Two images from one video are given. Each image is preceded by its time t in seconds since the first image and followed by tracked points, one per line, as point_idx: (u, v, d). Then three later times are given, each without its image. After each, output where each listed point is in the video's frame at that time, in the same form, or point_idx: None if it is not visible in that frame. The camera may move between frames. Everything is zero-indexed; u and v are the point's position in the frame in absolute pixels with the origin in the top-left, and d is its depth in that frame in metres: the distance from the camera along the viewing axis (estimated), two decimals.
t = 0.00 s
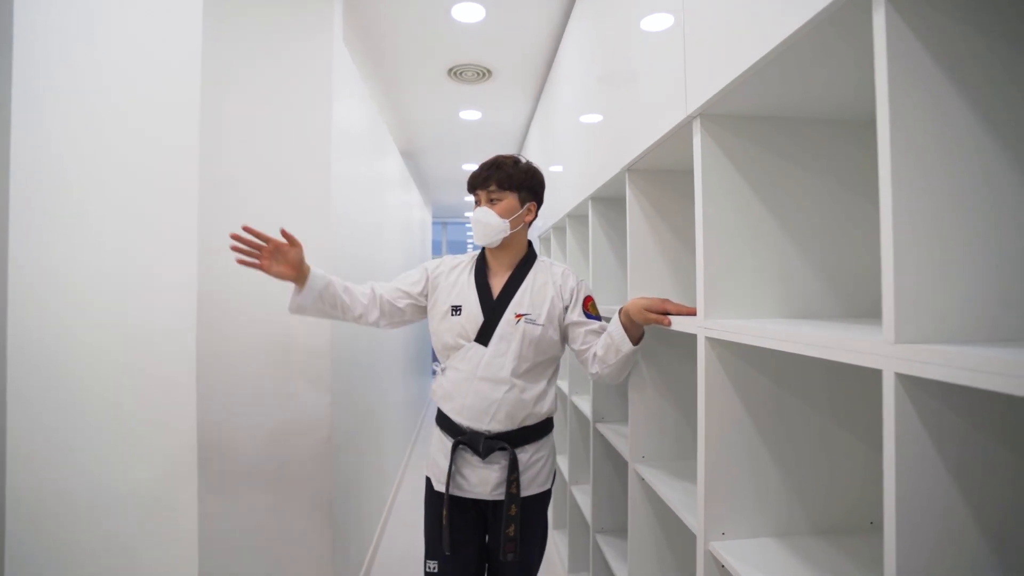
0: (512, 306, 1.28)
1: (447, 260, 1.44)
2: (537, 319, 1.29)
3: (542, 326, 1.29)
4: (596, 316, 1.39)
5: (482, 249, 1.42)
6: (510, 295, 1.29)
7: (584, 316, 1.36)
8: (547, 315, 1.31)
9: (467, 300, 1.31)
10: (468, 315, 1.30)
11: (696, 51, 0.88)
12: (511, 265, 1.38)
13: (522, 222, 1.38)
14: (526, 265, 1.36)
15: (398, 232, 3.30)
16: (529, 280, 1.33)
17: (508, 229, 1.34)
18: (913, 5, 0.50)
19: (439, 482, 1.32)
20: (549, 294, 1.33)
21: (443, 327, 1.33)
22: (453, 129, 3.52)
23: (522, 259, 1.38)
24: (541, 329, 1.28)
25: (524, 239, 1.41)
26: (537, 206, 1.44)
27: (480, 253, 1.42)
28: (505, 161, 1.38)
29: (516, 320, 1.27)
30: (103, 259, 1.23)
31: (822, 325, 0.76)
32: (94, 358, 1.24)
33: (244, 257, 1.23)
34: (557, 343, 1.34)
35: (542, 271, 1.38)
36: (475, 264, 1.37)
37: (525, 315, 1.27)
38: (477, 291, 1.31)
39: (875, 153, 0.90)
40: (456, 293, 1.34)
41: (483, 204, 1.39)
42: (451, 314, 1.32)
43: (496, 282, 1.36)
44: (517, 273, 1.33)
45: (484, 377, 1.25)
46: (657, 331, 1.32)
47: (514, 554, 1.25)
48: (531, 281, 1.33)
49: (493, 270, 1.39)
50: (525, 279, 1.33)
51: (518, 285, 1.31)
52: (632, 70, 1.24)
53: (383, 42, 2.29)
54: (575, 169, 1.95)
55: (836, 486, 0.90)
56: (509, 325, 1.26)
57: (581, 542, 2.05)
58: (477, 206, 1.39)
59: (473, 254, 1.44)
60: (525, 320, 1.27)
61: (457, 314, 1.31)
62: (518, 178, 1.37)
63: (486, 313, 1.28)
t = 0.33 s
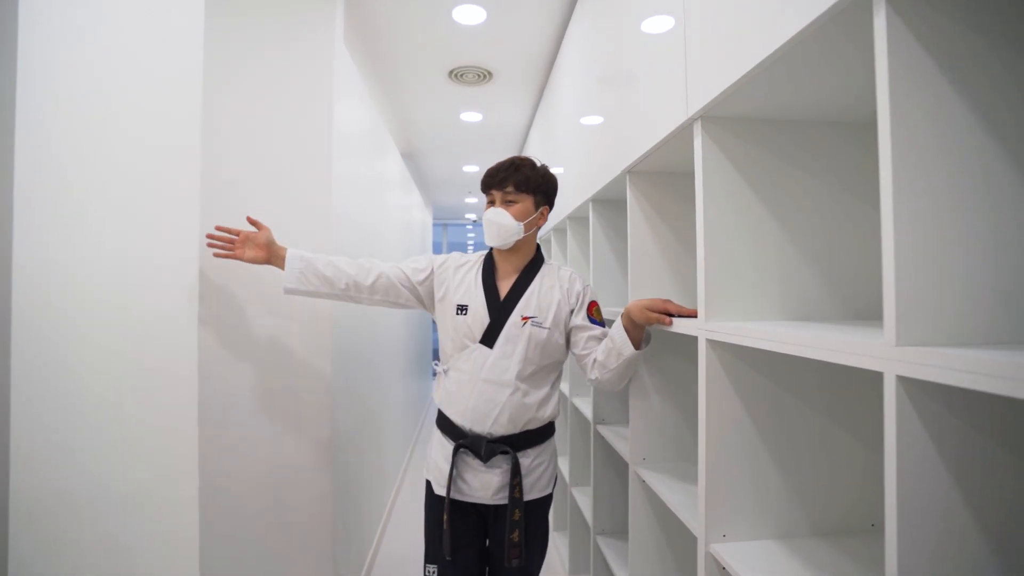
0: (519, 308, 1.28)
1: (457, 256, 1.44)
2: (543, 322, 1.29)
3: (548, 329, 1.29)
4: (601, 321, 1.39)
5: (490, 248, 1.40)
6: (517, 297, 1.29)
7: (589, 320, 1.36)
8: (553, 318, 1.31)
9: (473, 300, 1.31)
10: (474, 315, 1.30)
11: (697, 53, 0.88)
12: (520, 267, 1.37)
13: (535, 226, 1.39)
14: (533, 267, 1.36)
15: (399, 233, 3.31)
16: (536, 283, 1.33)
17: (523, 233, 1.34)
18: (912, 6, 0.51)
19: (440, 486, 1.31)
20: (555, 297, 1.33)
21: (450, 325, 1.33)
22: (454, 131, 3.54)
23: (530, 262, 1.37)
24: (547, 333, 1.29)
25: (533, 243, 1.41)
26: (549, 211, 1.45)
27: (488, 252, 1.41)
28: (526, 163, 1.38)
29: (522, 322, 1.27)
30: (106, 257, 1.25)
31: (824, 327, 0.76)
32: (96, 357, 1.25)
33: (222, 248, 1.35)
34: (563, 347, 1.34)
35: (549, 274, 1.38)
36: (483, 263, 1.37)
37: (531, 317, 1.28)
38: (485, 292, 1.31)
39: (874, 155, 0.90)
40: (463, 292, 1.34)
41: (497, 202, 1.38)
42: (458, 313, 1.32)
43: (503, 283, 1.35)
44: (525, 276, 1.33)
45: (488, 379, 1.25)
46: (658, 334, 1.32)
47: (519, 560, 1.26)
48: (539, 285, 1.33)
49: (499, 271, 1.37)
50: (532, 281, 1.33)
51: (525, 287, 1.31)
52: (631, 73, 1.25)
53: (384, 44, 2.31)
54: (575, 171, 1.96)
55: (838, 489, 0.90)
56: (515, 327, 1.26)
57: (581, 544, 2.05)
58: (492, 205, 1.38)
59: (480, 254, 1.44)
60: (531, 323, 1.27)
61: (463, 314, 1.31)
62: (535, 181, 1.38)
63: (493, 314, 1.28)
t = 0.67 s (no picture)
0: (522, 309, 1.28)
1: (460, 256, 1.44)
2: (547, 323, 1.29)
3: (552, 330, 1.29)
4: (604, 322, 1.39)
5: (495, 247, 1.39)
6: (521, 297, 1.29)
7: (592, 321, 1.36)
8: (557, 319, 1.31)
9: (476, 300, 1.31)
10: (478, 316, 1.30)
11: (699, 52, 0.88)
12: (525, 267, 1.37)
13: (543, 227, 1.40)
14: (538, 268, 1.36)
15: (400, 232, 3.31)
16: (540, 283, 1.33)
17: (533, 234, 1.34)
18: (915, 5, 0.51)
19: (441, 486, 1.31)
20: (559, 298, 1.33)
21: (453, 325, 1.33)
22: (455, 131, 3.54)
23: (534, 263, 1.37)
24: (551, 334, 1.29)
25: (538, 244, 1.41)
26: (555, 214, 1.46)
27: (491, 251, 1.41)
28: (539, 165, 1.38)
29: (526, 323, 1.27)
30: (107, 256, 1.26)
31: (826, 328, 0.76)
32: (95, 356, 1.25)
33: (222, 278, 1.37)
34: (566, 347, 1.34)
35: (553, 275, 1.38)
36: (487, 262, 1.37)
37: (535, 318, 1.28)
38: (489, 291, 1.31)
39: (875, 155, 0.90)
40: (466, 292, 1.34)
41: (507, 201, 1.38)
42: (461, 313, 1.32)
43: (508, 283, 1.35)
44: (529, 276, 1.33)
45: (490, 380, 1.25)
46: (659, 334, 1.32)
47: (519, 560, 1.25)
48: (543, 285, 1.33)
49: (503, 271, 1.37)
50: (537, 282, 1.33)
51: (530, 287, 1.31)
52: (633, 73, 1.25)
53: (386, 44, 2.31)
54: (576, 171, 1.96)
55: (839, 489, 0.90)
56: (520, 328, 1.26)
57: (582, 544, 2.05)
58: (502, 204, 1.37)
59: (483, 253, 1.44)
60: (535, 324, 1.27)
61: (466, 314, 1.31)
62: (546, 183, 1.39)
63: (496, 315, 1.28)
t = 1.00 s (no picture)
0: (524, 309, 1.28)
1: (462, 255, 1.43)
2: (549, 322, 1.28)
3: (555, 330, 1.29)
4: (605, 321, 1.39)
5: (496, 247, 1.39)
6: (523, 298, 1.29)
7: (594, 321, 1.36)
8: (559, 319, 1.31)
9: (478, 300, 1.31)
10: (480, 316, 1.30)
11: (701, 53, 0.88)
12: (527, 267, 1.36)
13: (545, 227, 1.40)
14: (540, 267, 1.35)
15: (401, 232, 3.30)
16: (542, 283, 1.33)
17: (535, 233, 1.34)
18: (917, 6, 0.50)
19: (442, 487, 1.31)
20: (561, 298, 1.33)
21: (454, 326, 1.33)
22: (457, 131, 3.54)
23: (536, 262, 1.37)
24: (554, 334, 1.29)
25: (540, 244, 1.41)
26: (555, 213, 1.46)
27: (493, 251, 1.40)
28: (541, 164, 1.39)
29: (528, 323, 1.27)
30: (108, 257, 1.26)
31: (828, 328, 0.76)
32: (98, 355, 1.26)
33: (219, 275, 1.36)
34: (568, 347, 1.34)
35: (555, 275, 1.38)
36: (489, 262, 1.36)
37: (537, 318, 1.28)
38: (491, 292, 1.31)
39: (878, 155, 0.90)
40: (467, 292, 1.33)
41: (509, 200, 1.38)
42: (463, 313, 1.31)
43: (510, 283, 1.35)
44: (531, 276, 1.33)
45: (492, 380, 1.25)
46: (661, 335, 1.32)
47: (522, 560, 1.26)
48: (544, 285, 1.33)
49: (505, 271, 1.37)
50: (538, 282, 1.33)
51: (532, 287, 1.31)
52: (635, 73, 1.25)
53: (387, 44, 2.31)
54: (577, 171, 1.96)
55: (841, 489, 0.90)
56: (521, 328, 1.26)
57: (582, 544, 2.04)
58: (504, 204, 1.37)
59: (485, 253, 1.44)
60: (537, 324, 1.27)
61: (469, 314, 1.31)
62: (549, 182, 1.39)
63: (498, 315, 1.28)
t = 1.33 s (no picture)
0: (526, 308, 1.28)
1: (461, 253, 1.44)
2: (551, 319, 1.29)
3: (556, 327, 1.30)
4: (605, 318, 1.39)
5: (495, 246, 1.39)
6: (524, 296, 1.29)
7: (594, 317, 1.36)
8: (561, 316, 1.31)
9: (479, 298, 1.31)
10: (481, 314, 1.30)
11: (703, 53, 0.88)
12: (527, 266, 1.36)
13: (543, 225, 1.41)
14: (540, 266, 1.35)
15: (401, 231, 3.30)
16: (543, 280, 1.33)
17: (535, 231, 1.34)
18: (918, 4, 0.50)
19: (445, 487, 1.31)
20: (562, 296, 1.34)
21: (455, 325, 1.33)
22: (457, 131, 3.54)
23: (536, 260, 1.37)
24: (556, 330, 1.29)
25: (539, 242, 1.41)
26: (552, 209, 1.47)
27: (493, 250, 1.40)
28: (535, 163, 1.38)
29: (530, 321, 1.27)
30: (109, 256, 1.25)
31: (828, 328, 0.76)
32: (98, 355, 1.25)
33: (222, 264, 1.37)
34: (569, 345, 1.34)
35: (555, 274, 1.38)
36: (488, 262, 1.36)
37: (539, 315, 1.28)
38: (492, 291, 1.31)
39: (878, 154, 0.90)
40: (468, 291, 1.33)
41: (506, 201, 1.38)
42: (464, 312, 1.32)
43: (511, 282, 1.35)
44: (531, 275, 1.33)
45: (495, 377, 1.25)
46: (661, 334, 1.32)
47: (525, 558, 1.26)
48: (545, 284, 1.33)
49: (505, 269, 1.37)
50: (538, 280, 1.33)
51: (532, 286, 1.31)
52: (635, 72, 1.25)
53: (388, 44, 2.31)
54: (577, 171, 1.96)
55: (841, 489, 0.90)
56: (523, 326, 1.27)
57: (583, 544, 2.05)
58: (503, 204, 1.37)
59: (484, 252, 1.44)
60: (539, 321, 1.28)
61: (470, 313, 1.31)
62: (547, 180, 1.39)
63: (500, 313, 1.28)
